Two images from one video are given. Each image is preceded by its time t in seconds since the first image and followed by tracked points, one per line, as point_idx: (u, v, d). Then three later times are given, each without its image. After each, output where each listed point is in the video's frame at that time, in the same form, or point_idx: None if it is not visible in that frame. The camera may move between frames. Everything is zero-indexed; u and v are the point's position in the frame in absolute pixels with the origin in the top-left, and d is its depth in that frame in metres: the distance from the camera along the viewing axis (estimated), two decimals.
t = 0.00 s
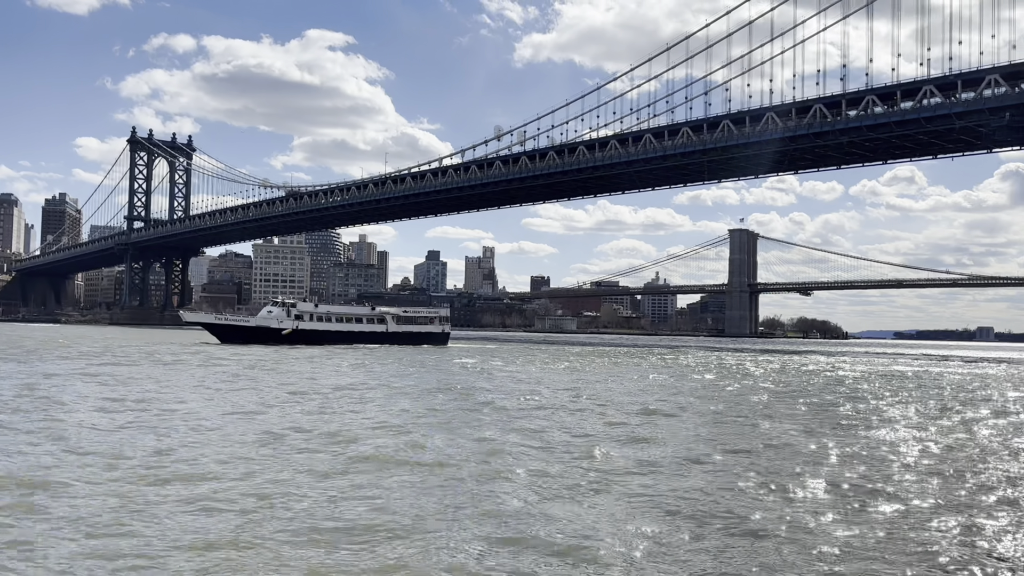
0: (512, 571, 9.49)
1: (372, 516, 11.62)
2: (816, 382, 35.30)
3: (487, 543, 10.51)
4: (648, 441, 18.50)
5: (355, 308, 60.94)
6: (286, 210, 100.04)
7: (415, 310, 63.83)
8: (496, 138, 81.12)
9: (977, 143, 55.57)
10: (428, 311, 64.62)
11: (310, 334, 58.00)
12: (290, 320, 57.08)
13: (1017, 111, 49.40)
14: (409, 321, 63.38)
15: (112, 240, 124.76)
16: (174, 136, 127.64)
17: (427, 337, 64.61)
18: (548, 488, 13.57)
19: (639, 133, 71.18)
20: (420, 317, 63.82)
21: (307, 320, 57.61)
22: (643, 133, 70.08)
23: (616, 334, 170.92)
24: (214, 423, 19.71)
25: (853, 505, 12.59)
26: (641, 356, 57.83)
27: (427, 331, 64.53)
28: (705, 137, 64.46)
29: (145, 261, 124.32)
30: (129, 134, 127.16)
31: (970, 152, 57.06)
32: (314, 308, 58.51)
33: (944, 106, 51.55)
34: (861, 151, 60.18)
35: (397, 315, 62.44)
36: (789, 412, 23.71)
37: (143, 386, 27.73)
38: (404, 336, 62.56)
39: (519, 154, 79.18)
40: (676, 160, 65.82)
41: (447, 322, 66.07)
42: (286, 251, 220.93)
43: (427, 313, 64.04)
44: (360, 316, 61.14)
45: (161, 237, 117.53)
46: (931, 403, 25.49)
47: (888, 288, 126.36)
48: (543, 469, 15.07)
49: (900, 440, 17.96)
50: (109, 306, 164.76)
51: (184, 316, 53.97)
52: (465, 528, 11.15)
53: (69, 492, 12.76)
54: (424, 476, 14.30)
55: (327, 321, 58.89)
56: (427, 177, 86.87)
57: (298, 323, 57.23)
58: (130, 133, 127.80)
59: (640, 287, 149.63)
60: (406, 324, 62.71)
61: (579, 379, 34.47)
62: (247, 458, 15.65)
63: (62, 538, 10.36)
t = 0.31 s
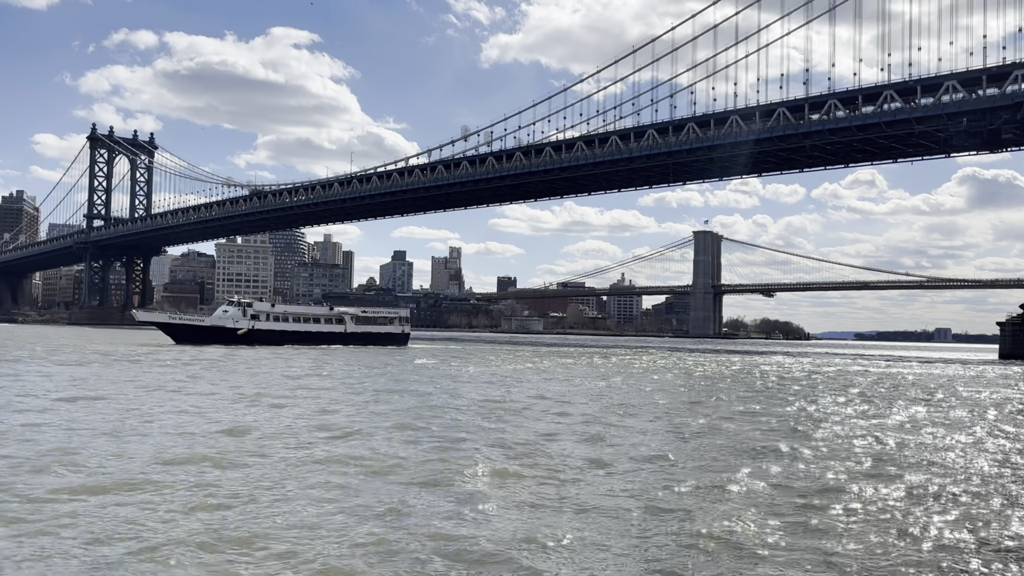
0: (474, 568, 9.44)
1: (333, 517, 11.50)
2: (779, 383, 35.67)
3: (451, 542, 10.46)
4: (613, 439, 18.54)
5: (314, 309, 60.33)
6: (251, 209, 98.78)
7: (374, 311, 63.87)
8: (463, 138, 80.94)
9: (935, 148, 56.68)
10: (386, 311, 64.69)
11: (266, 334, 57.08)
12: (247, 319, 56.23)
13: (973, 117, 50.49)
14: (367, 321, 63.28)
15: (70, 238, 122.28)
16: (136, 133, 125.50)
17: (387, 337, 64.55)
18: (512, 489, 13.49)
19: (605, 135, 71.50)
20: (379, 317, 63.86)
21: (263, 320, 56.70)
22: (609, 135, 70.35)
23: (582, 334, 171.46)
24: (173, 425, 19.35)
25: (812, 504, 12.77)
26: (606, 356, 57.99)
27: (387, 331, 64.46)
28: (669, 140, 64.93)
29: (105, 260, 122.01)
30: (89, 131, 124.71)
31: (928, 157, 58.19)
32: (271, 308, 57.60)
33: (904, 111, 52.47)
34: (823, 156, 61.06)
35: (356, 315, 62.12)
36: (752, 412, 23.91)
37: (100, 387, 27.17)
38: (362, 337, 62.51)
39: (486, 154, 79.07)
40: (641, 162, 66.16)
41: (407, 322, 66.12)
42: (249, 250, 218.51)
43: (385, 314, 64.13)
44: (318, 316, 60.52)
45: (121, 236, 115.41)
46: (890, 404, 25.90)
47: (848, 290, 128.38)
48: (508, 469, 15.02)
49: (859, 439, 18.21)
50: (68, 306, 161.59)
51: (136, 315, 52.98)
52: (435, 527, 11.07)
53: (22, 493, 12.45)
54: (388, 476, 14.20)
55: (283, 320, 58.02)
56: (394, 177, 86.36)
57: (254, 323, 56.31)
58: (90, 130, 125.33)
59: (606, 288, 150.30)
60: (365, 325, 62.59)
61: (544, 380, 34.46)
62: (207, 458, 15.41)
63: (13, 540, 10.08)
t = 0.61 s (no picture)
0: (442, 558, 9.39)
1: (298, 512, 11.38)
2: (741, 381, 36.16)
3: (419, 533, 10.40)
4: (577, 433, 18.64)
5: (268, 308, 59.25)
6: (212, 207, 97.34)
7: (330, 310, 62.60)
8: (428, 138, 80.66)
9: (893, 151, 57.82)
10: (343, 311, 63.54)
11: (215, 332, 56.40)
12: (198, 318, 55.77)
13: (930, 120, 51.57)
14: (324, 321, 62.04)
15: (25, 236, 119.63)
16: (94, 130, 123.09)
17: (344, 337, 63.35)
18: (478, 484, 13.30)
19: (570, 135, 71.74)
20: (336, 317, 62.54)
21: (216, 320, 56.30)
22: (575, 135, 70.61)
23: (546, 334, 171.98)
24: (133, 425, 19.05)
25: (776, 486, 12.89)
26: (571, 356, 58.05)
27: (344, 332, 63.21)
28: (633, 142, 65.42)
29: (62, 258, 119.60)
30: (45, 128, 122.07)
31: (887, 159, 59.25)
32: (223, 307, 57.22)
33: (863, 114, 53.40)
34: (785, 158, 61.96)
35: (311, 316, 60.78)
36: (716, 411, 24.12)
37: (53, 388, 26.60)
38: (319, 338, 61.25)
39: (451, 154, 78.88)
40: (605, 164, 66.52)
41: (364, 323, 65.08)
42: (210, 249, 215.73)
43: (342, 313, 62.90)
44: (273, 315, 59.22)
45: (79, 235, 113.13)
46: (848, 402, 26.40)
47: (808, 290, 130.49)
48: (475, 463, 15.01)
49: (820, 435, 18.51)
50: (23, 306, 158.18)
51: (84, 314, 52.19)
52: (402, 521, 11.01)
53: None
54: (354, 472, 14.10)
55: (236, 320, 57.45)
56: (358, 176, 85.75)
57: (206, 322, 55.90)
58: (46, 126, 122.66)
59: (570, 288, 150.93)
60: (321, 325, 61.20)
61: (508, 379, 34.44)
62: (169, 459, 15.21)
63: None
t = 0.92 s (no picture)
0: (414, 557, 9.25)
1: (266, 513, 11.16)
2: (711, 381, 36.50)
3: (389, 532, 10.23)
4: (549, 432, 18.61)
5: (229, 308, 58.96)
6: (180, 206, 96.12)
7: (292, 310, 62.25)
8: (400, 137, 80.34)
9: (861, 153, 58.58)
10: (306, 311, 62.99)
11: (179, 333, 55.66)
12: (158, 318, 54.88)
13: (897, 123, 52.30)
14: (285, 321, 61.77)
15: None
16: (59, 127, 120.95)
17: (307, 338, 62.61)
18: (450, 482, 13.27)
19: (542, 136, 71.84)
20: (299, 317, 62.14)
21: (176, 319, 55.36)
22: (547, 136, 70.70)
23: (518, 334, 172.03)
24: (98, 425, 18.71)
25: (747, 485, 12.89)
26: (541, 355, 58.07)
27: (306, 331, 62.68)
28: (605, 142, 65.64)
29: (25, 256, 117.34)
30: (9, 124, 119.75)
31: (853, 161, 60.09)
32: (184, 306, 56.37)
33: (832, 116, 54.02)
34: (755, 159, 62.51)
35: (274, 314, 60.84)
36: (686, 410, 24.28)
37: (15, 388, 26.08)
38: (280, 337, 60.86)
39: (423, 153, 78.64)
40: (578, 164, 66.68)
41: (328, 322, 64.61)
42: (178, 248, 213.05)
43: (304, 313, 62.42)
44: (234, 314, 58.95)
45: (43, 233, 111.14)
46: (817, 401, 26.71)
47: (777, 291, 131.92)
48: (447, 462, 14.90)
49: (790, 433, 18.66)
50: None
51: (41, 314, 51.04)
52: (372, 520, 10.86)
53: None
54: (325, 472, 13.91)
55: (197, 320, 56.59)
56: (329, 175, 85.16)
57: (166, 322, 54.96)
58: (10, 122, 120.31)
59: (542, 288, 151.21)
60: (284, 324, 61.05)
61: (480, 379, 34.38)
62: (134, 459, 14.91)
63: None
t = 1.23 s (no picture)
0: (388, 557, 9.15)
1: (232, 514, 11.03)
2: (681, 380, 36.75)
3: (367, 532, 10.13)
4: (522, 431, 18.61)
5: (191, 307, 58.20)
6: (148, 205, 94.89)
7: (256, 310, 61.48)
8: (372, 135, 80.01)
9: (829, 155, 59.33)
10: (270, 310, 62.19)
11: (139, 332, 54.92)
12: (117, 317, 54.14)
13: (865, 125, 53.02)
14: (248, 321, 61.14)
15: None
16: (25, 124, 118.96)
17: (270, 337, 61.69)
18: (420, 480, 13.24)
19: (515, 135, 71.88)
20: (262, 316, 61.45)
21: (137, 319, 54.64)
22: (520, 136, 70.73)
23: (492, 334, 172.03)
24: (63, 426, 18.42)
25: (720, 484, 12.90)
26: (512, 355, 58.07)
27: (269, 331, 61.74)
28: (578, 142, 65.79)
29: None
30: None
31: (822, 162, 60.82)
32: (145, 306, 55.60)
33: (801, 118, 54.60)
34: (726, 160, 63.02)
35: (237, 314, 60.00)
36: (657, 409, 24.40)
37: None
38: (244, 337, 60.13)
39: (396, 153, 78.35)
40: (550, 164, 66.72)
41: (292, 322, 63.64)
42: (147, 247, 210.40)
43: (268, 312, 61.62)
44: (196, 314, 58.27)
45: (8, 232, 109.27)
46: (786, 400, 26.98)
47: (747, 291, 133.15)
48: (420, 461, 14.84)
49: (759, 433, 18.87)
50: None
51: None
52: (348, 518, 10.78)
53: None
54: (295, 472, 13.73)
55: (159, 319, 55.86)
56: (300, 174, 84.55)
57: (126, 321, 54.27)
58: None
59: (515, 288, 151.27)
60: (247, 324, 60.27)
61: (451, 378, 34.32)
62: (98, 459, 14.71)
63: None
